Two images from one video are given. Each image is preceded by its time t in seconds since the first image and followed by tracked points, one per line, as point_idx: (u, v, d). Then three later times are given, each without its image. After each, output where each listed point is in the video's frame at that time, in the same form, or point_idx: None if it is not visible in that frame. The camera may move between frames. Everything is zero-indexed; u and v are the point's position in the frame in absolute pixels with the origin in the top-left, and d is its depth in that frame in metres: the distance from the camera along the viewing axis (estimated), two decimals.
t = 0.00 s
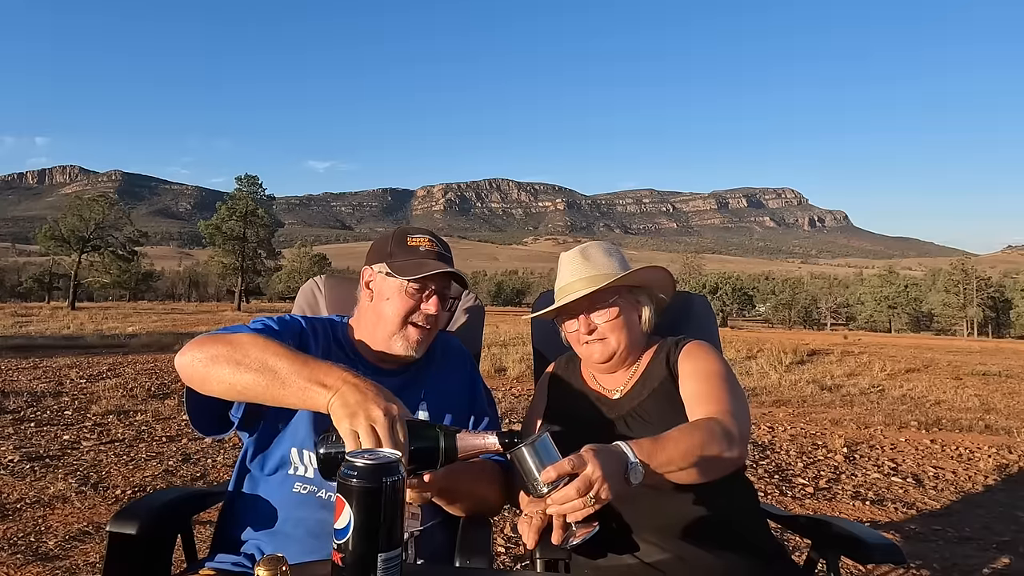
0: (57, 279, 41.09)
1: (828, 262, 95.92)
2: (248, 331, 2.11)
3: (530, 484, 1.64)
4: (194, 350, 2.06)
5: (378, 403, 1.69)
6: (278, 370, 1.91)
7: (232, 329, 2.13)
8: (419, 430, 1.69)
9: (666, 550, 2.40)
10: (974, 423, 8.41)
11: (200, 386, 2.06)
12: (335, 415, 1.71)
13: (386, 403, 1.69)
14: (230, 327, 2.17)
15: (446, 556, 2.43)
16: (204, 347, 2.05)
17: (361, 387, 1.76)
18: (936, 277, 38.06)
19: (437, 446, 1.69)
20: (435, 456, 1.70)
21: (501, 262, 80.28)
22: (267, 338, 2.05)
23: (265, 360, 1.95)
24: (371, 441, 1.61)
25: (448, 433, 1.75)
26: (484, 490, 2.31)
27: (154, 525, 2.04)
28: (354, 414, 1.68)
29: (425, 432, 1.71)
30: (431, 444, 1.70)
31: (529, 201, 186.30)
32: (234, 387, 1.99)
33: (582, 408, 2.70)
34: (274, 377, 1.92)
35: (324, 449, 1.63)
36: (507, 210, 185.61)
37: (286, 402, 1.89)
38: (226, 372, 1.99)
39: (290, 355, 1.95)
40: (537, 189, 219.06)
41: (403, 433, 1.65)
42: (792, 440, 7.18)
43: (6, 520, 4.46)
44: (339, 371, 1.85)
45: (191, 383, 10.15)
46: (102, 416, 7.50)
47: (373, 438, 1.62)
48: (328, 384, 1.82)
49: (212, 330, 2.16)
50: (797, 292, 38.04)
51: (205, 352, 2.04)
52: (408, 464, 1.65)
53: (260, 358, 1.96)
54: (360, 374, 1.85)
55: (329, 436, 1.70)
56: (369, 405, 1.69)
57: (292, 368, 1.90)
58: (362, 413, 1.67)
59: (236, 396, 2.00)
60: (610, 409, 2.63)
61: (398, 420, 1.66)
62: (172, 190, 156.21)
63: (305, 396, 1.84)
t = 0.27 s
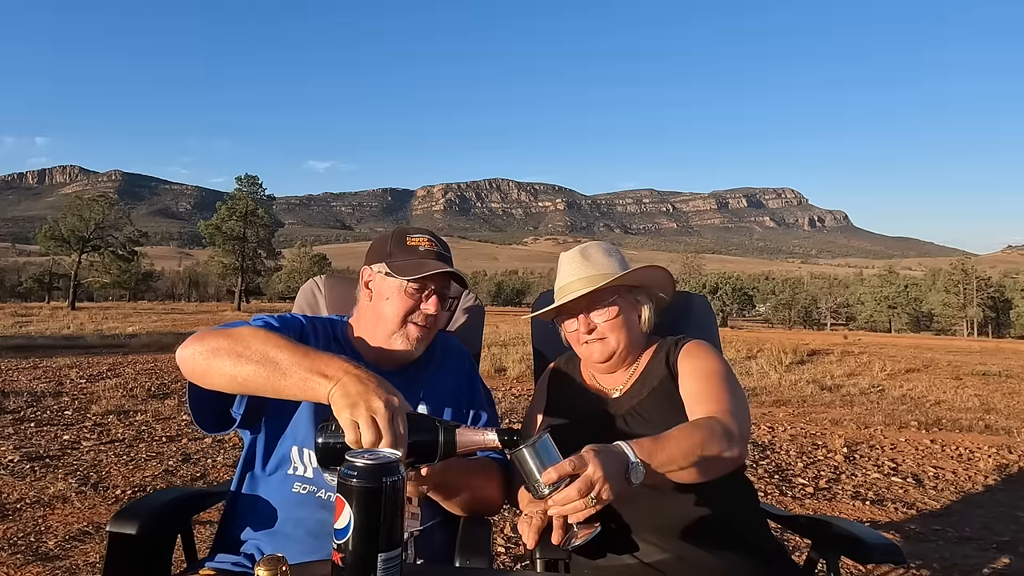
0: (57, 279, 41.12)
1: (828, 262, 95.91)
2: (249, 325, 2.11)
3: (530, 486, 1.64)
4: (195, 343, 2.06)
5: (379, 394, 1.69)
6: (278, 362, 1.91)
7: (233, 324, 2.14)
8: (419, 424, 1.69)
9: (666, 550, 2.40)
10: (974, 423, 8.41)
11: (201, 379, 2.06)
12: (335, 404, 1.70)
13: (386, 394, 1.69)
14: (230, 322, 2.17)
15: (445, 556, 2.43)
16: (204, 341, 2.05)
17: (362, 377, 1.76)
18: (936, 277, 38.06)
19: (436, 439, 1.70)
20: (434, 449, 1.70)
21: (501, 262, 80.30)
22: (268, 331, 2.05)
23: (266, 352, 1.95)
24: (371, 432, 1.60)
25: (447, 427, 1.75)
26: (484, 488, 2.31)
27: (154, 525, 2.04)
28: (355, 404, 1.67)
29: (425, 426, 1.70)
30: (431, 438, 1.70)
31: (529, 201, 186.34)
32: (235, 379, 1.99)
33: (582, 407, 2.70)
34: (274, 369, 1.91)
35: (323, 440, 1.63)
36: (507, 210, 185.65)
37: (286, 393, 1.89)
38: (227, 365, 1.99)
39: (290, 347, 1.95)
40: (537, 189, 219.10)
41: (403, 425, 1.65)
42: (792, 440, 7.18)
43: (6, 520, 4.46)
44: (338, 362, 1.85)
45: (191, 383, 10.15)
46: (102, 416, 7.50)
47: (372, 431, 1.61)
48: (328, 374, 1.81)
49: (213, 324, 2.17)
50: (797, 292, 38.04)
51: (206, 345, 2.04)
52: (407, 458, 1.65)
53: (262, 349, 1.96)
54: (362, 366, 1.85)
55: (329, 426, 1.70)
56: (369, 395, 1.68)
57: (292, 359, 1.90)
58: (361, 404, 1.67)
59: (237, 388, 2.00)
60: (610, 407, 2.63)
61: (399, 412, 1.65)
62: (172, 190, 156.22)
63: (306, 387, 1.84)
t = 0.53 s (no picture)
0: (57, 279, 41.12)
1: (828, 262, 95.89)
2: (251, 319, 2.11)
3: (530, 484, 1.63)
4: (196, 339, 2.07)
5: (381, 388, 1.68)
6: (279, 354, 1.91)
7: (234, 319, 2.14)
8: (420, 418, 1.69)
9: (666, 550, 2.40)
10: (974, 423, 8.41)
11: (202, 374, 2.06)
12: (336, 397, 1.70)
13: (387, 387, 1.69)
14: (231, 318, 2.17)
15: (445, 556, 2.43)
16: (206, 335, 2.05)
17: (364, 371, 1.76)
18: (937, 277, 38.06)
19: (436, 435, 1.70)
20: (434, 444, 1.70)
21: (501, 261, 80.29)
22: (269, 327, 2.05)
23: (267, 347, 1.95)
24: (373, 425, 1.60)
25: (448, 422, 1.75)
26: (485, 485, 2.31)
27: (154, 525, 2.03)
28: (356, 397, 1.67)
29: (426, 421, 1.70)
30: (431, 432, 1.69)
31: (529, 201, 186.42)
32: (236, 374, 1.98)
33: (582, 407, 2.70)
34: (275, 363, 1.91)
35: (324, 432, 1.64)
36: (507, 210, 185.60)
37: (287, 386, 1.89)
38: (228, 359, 1.99)
39: (292, 341, 1.95)
40: (537, 189, 219.07)
41: (404, 419, 1.65)
42: (792, 440, 7.18)
43: (6, 519, 4.46)
44: (339, 354, 1.85)
45: (191, 383, 10.15)
46: (101, 416, 7.49)
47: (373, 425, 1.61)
48: (330, 367, 1.81)
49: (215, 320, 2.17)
50: (797, 292, 38.03)
51: (207, 341, 2.04)
52: (407, 452, 1.65)
53: (263, 344, 1.96)
54: (363, 359, 1.85)
55: (329, 419, 1.69)
56: (370, 390, 1.68)
57: (294, 352, 1.90)
58: (362, 398, 1.66)
59: (238, 382, 2.00)
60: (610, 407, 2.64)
61: (400, 406, 1.65)
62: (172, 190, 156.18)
63: (307, 380, 1.83)
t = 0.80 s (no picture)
0: (57, 279, 41.11)
1: (828, 262, 95.87)
2: (254, 316, 2.11)
3: (529, 483, 1.63)
4: (200, 334, 2.07)
5: (384, 383, 1.68)
6: (284, 350, 1.91)
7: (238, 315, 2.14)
8: (425, 414, 1.69)
9: (665, 550, 2.40)
10: (974, 423, 8.41)
11: (205, 369, 2.06)
12: (341, 392, 1.70)
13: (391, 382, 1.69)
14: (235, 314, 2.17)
15: (445, 555, 2.43)
16: (210, 330, 2.05)
17: (368, 366, 1.75)
18: (937, 277, 38.04)
19: (440, 431, 1.69)
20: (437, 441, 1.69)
21: (501, 261, 80.28)
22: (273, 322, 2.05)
23: (271, 341, 1.95)
24: (377, 420, 1.60)
25: (451, 420, 1.75)
26: (486, 484, 2.31)
27: (154, 525, 2.04)
28: (360, 392, 1.66)
29: (430, 417, 1.70)
30: (435, 430, 1.69)
31: (529, 201, 186.44)
32: (241, 368, 1.98)
33: (582, 407, 2.70)
34: (279, 357, 1.91)
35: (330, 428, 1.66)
36: (507, 210, 185.58)
37: (292, 380, 1.88)
38: (232, 355, 1.99)
39: (296, 336, 1.95)
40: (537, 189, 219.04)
41: (408, 415, 1.65)
42: (792, 440, 7.18)
43: (6, 520, 4.46)
44: (344, 349, 1.85)
45: (191, 384, 10.15)
46: (102, 416, 7.50)
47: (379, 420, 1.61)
48: (334, 361, 1.81)
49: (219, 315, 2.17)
50: (797, 292, 38.03)
51: (212, 336, 2.04)
52: (410, 449, 1.65)
53: (267, 339, 1.96)
54: (368, 354, 1.84)
55: (333, 413, 1.70)
56: (374, 385, 1.67)
57: (298, 346, 1.90)
58: (367, 394, 1.65)
59: (242, 377, 2.00)
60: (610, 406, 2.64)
61: (404, 402, 1.65)
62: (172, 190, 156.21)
63: (311, 374, 1.83)
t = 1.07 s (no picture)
0: (57, 279, 41.12)
1: (828, 262, 95.85)
2: (259, 313, 2.11)
3: (529, 483, 1.63)
4: (204, 331, 2.07)
5: (389, 380, 1.68)
6: (288, 346, 1.91)
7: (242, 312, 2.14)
8: (427, 413, 1.69)
9: (665, 550, 2.40)
10: (974, 423, 8.41)
11: (210, 365, 2.06)
12: (345, 388, 1.69)
13: (395, 380, 1.69)
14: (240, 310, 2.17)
15: (446, 555, 2.43)
16: (215, 326, 2.05)
17: (372, 362, 1.75)
18: (937, 277, 38.03)
19: (443, 430, 1.69)
20: (439, 438, 1.69)
21: (501, 261, 80.28)
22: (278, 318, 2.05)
23: (275, 337, 1.95)
24: (381, 417, 1.60)
25: (455, 419, 1.74)
26: (486, 483, 2.31)
27: (154, 526, 2.03)
28: (365, 388, 1.66)
29: (432, 415, 1.70)
30: (438, 427, 1.69)
31: (529, 201, 186.44)
32: (244, 364, 1.98)
33: (583, 407, 2.70)
34: (284, 353, 1.91)
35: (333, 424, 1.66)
36: (507, 210, 185.53)
37: (296, 376, 1.88)
38: (237, 351, 1.99)
39: (300, 333, 1.95)
40: (537, 189, 219.02)
41: (412, 412, 1.64)
42: (792, 440, 7.18)
43: (6, 519, 4.46)
44: (348, 345, 1.84)
45: (191, 384, 10.16)
46: (102, 416, 7.50)
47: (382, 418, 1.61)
48: (338, 357, 1.80)
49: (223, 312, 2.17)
50: (797, 292, 38.03)
51: (216, 332, 2.04)
52: (414, 447, 1.65)
53: (271, 334, 1.96)
54: (372, 351, 1.84)
55: (337, 409, 1.70)
56: (378, 382, 1.67)
57: (302, 343, 1.89)
58: (371, 391, 1.66)
59: (246, 373, 2.00)
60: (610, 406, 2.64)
61: (408, 399, 1.65)
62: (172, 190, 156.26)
63: (315, 371, 1.83)
